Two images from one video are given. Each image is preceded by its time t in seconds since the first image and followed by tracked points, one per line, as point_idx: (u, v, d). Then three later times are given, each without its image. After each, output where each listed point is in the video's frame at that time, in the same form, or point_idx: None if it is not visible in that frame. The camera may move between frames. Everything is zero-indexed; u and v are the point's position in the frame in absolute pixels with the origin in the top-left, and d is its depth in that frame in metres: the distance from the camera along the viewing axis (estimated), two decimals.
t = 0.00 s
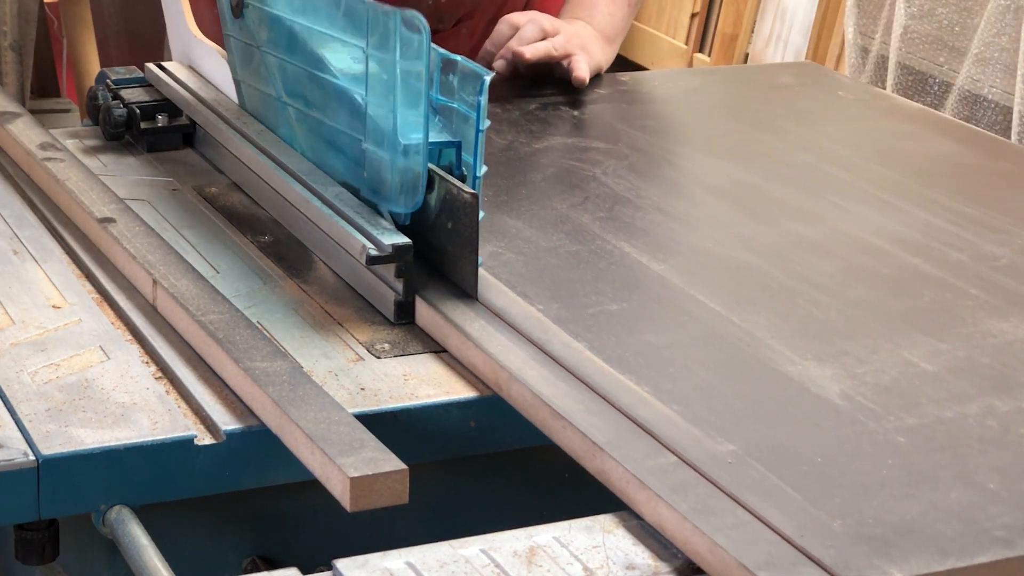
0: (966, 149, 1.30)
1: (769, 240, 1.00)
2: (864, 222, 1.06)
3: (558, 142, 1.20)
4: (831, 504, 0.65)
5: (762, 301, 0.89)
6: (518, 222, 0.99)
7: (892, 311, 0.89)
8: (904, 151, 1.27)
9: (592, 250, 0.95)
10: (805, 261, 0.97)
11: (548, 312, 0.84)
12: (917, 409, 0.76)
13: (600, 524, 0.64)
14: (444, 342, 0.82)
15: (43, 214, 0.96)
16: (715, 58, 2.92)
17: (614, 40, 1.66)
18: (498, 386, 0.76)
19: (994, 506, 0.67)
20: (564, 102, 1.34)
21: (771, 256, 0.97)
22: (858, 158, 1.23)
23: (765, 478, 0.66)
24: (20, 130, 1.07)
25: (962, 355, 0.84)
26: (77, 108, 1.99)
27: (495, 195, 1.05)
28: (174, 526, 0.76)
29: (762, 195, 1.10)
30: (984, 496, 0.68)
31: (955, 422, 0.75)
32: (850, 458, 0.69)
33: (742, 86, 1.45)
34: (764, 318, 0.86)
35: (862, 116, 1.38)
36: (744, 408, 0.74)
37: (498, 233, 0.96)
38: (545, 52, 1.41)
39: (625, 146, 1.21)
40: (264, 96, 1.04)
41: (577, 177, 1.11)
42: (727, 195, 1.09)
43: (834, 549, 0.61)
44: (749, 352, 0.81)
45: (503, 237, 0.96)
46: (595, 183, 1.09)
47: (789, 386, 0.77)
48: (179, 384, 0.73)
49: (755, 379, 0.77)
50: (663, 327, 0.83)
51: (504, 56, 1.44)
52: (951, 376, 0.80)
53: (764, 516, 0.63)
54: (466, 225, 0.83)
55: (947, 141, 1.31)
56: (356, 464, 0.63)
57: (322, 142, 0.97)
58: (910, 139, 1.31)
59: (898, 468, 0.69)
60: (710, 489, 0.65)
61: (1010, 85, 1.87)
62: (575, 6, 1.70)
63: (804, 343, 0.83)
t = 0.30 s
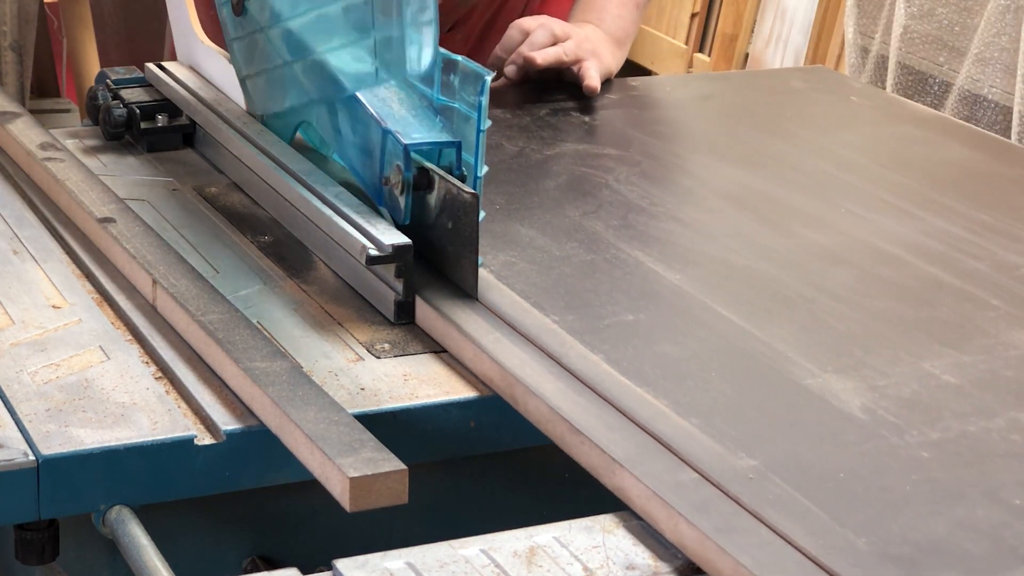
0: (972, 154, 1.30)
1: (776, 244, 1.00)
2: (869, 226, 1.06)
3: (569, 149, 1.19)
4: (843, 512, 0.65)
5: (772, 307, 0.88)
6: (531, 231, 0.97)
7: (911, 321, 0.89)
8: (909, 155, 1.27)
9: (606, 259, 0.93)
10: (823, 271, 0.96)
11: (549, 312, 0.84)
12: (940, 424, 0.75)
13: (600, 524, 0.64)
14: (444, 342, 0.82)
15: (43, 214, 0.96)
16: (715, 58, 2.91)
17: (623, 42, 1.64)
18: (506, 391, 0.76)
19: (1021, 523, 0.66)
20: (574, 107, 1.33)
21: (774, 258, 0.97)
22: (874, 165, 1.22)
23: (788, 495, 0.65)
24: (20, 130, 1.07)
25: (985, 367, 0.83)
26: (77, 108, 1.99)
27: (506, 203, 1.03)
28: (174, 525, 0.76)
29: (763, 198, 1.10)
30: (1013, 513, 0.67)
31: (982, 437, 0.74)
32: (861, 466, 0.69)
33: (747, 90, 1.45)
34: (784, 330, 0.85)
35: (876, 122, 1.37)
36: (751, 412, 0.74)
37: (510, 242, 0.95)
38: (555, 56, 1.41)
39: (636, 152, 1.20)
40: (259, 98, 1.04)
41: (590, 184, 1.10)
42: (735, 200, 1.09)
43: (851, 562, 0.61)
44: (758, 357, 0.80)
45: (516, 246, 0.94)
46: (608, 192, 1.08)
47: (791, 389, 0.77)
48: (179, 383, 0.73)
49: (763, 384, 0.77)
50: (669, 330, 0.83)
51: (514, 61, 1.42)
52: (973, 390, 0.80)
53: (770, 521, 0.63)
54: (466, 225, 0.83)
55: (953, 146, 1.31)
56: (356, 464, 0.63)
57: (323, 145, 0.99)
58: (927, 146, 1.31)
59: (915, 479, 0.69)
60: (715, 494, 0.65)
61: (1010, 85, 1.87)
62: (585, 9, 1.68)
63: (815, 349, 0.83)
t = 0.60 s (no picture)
0: (975, 156, 1.29)
1: (781, 246, 0.99)
2: (871, 227, 1.06)
3: (584, 158, 1.18)
4: (850, 515, 0.64)
5: (778, 310, 0.88)
6: (545, 241, 0.96)
7: (920, 325, 0.88)
8: (911, 157, 1.27)
9: (623, 270, 0.92)
10: (843, 283, 0.94)
11: (550, 313, 0.84)
12: (967, 440, 0.74)
13: (600, 524, 0.64)
14: (444, 342, 0.82)
15: (43, 214, 0.96)
16: (715, 57, 2.89)
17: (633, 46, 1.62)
18: (511, 396, 0.75)
19: None
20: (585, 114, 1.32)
21: (775, 260, 0.97)
22: (889, 172, 1.21)
23: (794, 501, 0.65)
24: (20, 130, 1.07)
25: (1009, 380, 0.82)
26: (77, 108, 1.99)
27: (521, 213, 1.02)
28: (174, 525, 0.76)
29: (765, 199, 1.10)
30: None
31: (1009, 454, 0.73)
32: (868, 469, 0.69)
33: (749, 92, 1.45)
34: (792, 334, 0.84)
35: (890, 129, 1.36)
36: (756, 413, 0.74)
37: (525, 254, 0.93)
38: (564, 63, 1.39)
39: (654, 160, 1.18)
40: (259, 98, 1.04)
41: (605, 194, 1.08)
42: (743, 203, 1.08)
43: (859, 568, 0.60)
44: (765, 361, 0.80)
45: (531, 258, 0.93)
46: (623, 201, 1.06)
47: (792, 389, 0.77)
48: (179, 384, 0.73)
49: (768, 388, 0.77)
50: (672, 331, 0.83)
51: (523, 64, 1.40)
52: (1000, 405, 0.78)
53: (774, 523, 0.63)
54: (466, 226, 0.82)
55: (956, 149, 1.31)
56: (355, 464, 0.63)
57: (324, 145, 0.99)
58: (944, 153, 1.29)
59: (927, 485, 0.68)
60: (719, 497, 0.65)
61: (1010, 85, 1.87)
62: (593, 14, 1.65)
63: (824, 354, 0.82)
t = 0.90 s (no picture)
0: (977, 159, 1.29)
1: (784, 249, 0.99)
2: (873, 230, 1.06)
3: (596, 164, 1.17)
4: (851, 517, 0.64)
5: (780, 312, 0.88)
6: (560, 251, 0.95)
7: (924, 329, 0.88)
8: (914, 161, 1.26)
9: (639, 281, 0.90)
10: (853, 289, 0.93)
11: (551, 314, 0.84)
12: (992, 456, 0.73)
13: (600, 524, 0.64)
14: (444, 342, 0.82)
15: (43, 214, 0.96)
16: (715, 57, 2.89)
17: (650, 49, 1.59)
18: (513, 398, 0.75)
19: None
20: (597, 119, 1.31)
21: (776, 262, 0.97)
22: (895, 176, 1.21)
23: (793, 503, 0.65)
24: (20, 130, 1.07)
25: None
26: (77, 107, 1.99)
27: (534, 221, 1.00)
28: (174, 525, 0.76)
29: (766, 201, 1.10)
30: None
31: None
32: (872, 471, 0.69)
33: (751, 95, 1.45)
34: (794, 336, 0.84)
35: (904, 136, 1.35)
36: (760, 415, 0.73)
37: (538, 264, 0.92)
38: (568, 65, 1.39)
39: (665, 167, 1.17)
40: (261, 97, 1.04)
41: (618, 202, 1.07)
42: (745, 206, 1.08)
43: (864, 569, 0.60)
44: (768, 363, 0.80)
45: (545, 267, 0.91)
46: (636, 209, 1.05)
47: (793, 391, 0.77)
48: (179, 384, 0.73)
49: (769, 389, 0.77)
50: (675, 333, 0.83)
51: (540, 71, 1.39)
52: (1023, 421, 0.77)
53: (773, 522, 0.63)
54: (466, 226, 0.82)
55: (959, 152, 1.31)
56: (355, 464, 0.63)
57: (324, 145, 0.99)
58: (957, 160, 1.29)
59: (937, 491, 0.68)
60: (721, 500, 0.65)
61: (1010, 85, 1.87)
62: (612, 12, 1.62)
63: (830, 357, 0.82)
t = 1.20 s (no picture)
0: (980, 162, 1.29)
1: (785, 252, 0.99)
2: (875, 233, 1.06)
3: (609, 171, 1.16)
4: (851, 517, 0.65)
5: (782, 315, 0.88)
6: (573, 260, 0.94)
7: (928, 333, 0.88)
8: (918, 164, 1.26)
9: (653, 290, 0.89)
10: (856, 292, 0.93)
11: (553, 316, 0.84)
12: (1016, 470, 0.72)
13: (600, 525, 0.64)
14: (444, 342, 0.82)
15: (43, 214, 0.96)
16: (715, 57, 2.89)
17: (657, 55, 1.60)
18: (515, 400, 0.75)
19: None
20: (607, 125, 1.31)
21: (779, 266, 0.97)
22: (897, 179, 1.21)
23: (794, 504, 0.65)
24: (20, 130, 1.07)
25: None
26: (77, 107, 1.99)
27: (548, 230, 1.00)
28: (174, 525, 0.76)
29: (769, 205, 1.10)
30: None
31: None
32: (876, 474, 0.69)
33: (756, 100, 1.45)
34: (797, 339, 0.84)
35: (909, 139, 1.35)
36: (762, 417, 0.73)
37: (552, 273, 0.91)
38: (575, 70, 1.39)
39: (678, 173, 1.17)
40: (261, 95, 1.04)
41: (630, 209, 1.06)
42: (747, 209, 1.08)
43: (866, 570, 0.60)
44: (771, 367, 0.80)
45: (559, 276, 0.90)
46: (649, 216, 1.05)
47: (795, 393, 0.77)
48: (179, 384, 0.73)
49: (771, 391, 0.77)
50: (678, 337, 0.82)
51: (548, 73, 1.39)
52: None
53: (774, 524, 0.63)
54: (466, 226, 0.82)
55: (963, 156, 1.31)
56: (355, 464, 0.62)
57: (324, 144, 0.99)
58: (968, 166, 1.28)
59: (944, 495, 0.68)
60: (723, 502, 0.65)
61: (1010, 85, 1.87)
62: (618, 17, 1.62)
63: (832, 360, 0.82)
